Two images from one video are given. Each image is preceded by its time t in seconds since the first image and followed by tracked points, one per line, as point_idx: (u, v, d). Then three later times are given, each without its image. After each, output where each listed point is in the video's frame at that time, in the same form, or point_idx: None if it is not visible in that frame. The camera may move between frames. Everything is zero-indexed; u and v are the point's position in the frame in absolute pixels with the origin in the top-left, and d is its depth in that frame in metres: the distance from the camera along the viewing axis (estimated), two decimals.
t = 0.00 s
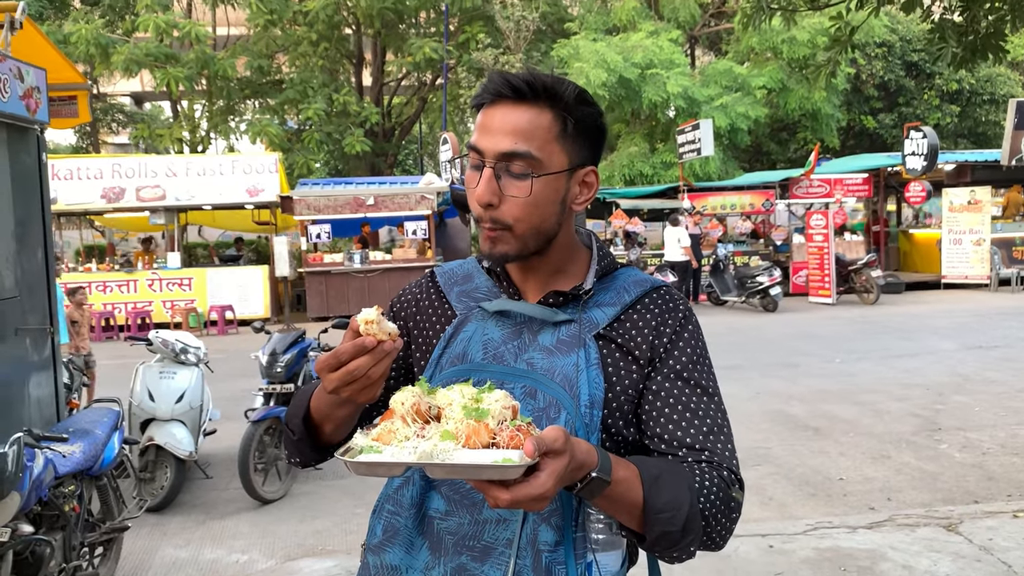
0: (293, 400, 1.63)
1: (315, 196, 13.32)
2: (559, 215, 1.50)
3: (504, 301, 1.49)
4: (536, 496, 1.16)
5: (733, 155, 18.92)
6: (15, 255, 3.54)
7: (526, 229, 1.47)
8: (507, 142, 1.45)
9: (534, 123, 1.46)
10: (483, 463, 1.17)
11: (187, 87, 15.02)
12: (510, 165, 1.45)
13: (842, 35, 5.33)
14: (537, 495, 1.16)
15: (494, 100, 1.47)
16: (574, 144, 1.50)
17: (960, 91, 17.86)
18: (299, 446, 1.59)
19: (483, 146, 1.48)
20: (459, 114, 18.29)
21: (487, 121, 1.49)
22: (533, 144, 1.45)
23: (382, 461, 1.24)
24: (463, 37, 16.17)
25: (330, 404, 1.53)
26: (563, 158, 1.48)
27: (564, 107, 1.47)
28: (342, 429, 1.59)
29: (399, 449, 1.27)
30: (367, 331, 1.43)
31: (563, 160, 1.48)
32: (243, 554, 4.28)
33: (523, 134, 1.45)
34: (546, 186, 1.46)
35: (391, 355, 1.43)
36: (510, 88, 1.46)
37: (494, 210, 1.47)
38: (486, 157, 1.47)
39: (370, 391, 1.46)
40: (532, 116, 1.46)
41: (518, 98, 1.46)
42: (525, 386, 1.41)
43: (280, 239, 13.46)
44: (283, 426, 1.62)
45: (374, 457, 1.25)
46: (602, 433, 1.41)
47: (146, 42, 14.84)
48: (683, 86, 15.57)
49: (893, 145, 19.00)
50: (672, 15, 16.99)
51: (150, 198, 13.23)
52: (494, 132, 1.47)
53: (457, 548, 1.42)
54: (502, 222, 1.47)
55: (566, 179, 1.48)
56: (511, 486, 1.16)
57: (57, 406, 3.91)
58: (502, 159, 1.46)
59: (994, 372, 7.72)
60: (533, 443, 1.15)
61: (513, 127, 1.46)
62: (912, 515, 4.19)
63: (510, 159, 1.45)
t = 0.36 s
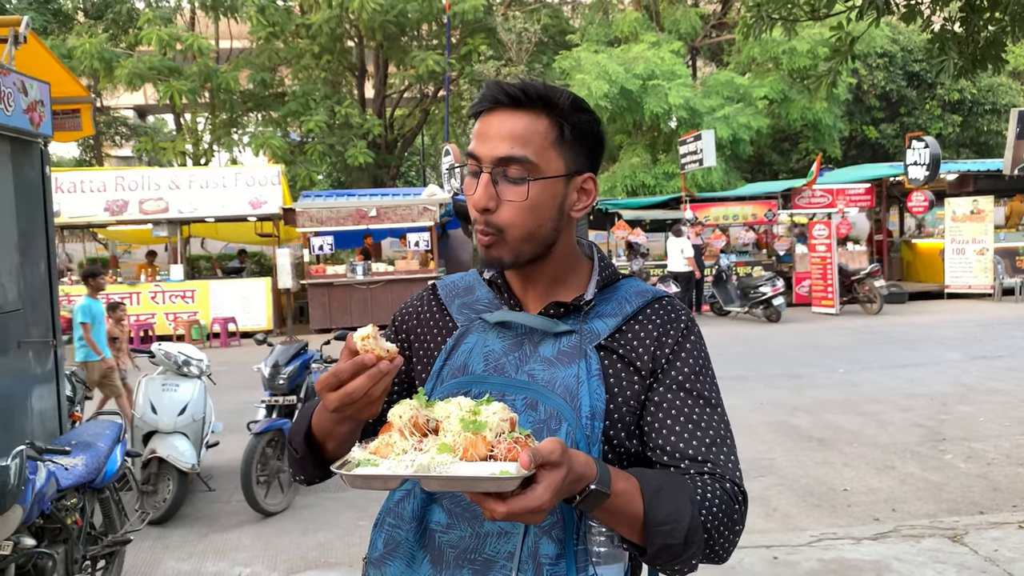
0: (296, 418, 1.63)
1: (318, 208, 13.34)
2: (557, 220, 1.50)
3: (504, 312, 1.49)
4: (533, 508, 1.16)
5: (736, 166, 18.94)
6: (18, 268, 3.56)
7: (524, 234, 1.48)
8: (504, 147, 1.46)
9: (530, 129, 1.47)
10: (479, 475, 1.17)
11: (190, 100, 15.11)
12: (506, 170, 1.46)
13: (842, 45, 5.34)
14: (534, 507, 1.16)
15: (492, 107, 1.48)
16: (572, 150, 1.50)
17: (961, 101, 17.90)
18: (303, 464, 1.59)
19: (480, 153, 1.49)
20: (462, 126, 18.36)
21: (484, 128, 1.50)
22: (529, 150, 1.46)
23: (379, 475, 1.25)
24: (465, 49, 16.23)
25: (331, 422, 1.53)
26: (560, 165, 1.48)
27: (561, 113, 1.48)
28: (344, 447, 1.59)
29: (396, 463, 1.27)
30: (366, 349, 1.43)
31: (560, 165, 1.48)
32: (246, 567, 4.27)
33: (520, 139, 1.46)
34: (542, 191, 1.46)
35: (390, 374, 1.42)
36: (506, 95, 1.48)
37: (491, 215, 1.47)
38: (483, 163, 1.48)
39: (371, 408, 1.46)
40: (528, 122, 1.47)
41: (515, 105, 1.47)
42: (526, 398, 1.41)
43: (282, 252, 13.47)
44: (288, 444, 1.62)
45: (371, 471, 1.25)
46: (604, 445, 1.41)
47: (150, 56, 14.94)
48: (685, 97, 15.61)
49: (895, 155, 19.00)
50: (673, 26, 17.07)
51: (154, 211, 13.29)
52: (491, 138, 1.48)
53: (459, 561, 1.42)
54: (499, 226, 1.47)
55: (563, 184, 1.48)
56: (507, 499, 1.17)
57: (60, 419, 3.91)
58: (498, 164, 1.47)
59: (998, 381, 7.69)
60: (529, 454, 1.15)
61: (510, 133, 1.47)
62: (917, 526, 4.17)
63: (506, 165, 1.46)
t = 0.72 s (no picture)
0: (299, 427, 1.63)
1: (321, 213, 13.35)
2: (556, 230, 1.50)
3: (506, 316, 1.50)
4: (527, 514, 1.18)
5: (739, 171, 18.95)
6: (24, 273, 3.57)
7: (523, 247, 1.48)
8: (499, 160, 1.46)
9: (525, 141, 1.47)
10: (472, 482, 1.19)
11: (194, 106, 15.17)
12: (502, 184, 1.47)
13: (845, 49, 5.34)
14: (529, 513, 1.18)
15: (487, 120, 1.48)
16: (569, 159, 1.50)
17: (965, 106, 17.91)
18: (307, 471, 1.59)
19: (477, 165, 1.49)
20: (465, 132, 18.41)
21: (480, 141, 1.50)
22: (525, 163, 1.46)
23: (373, 482, 1.26)
24: (468, 55, 16.25)
25: (334, 429, 1.54)
26: (557, 174, 1.48)
27: (557, 122, 1.48)
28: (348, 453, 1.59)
29: (393, 469, 1.29)
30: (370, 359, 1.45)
31: (557, 176, 1.48)
32: (250, 571, 4.27)
33: (515, 153, 1.46)
34: (539, 202, 1.47)
35: (394, 382, 1.44)
36: (500, 108, 1.48)
37: (489, 228, 1.48)
38: (479, 176, 1.49)
39: (375, 416, 1.48)
40: (522, 134, 1.47)
41: (510, 117, 1.47)
42: (527, 401, 1.42)
43: (286, 256, 13.49)
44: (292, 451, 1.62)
45: (369, 478, 1.27)
46: (605, 448, 1.42)
47: (154, 62, 14.99)
48: (688, 103, 15.63)
49: (899, 160, 18.98)
50: (675, 32, 17.12)
51: (157, 217, 13.31)
52: (487, 151, 1.48)
53: (461, 564, 1.42)
54: (497, 240, 1.48)
55: (560, 194, 1.49)
56: (501, 505, 1.18)
57: (64, 423, 3.91)
58: (494, 177, 1.47)
59: (1002, 386, 7.67)
60: (522, 460, 1.17)
61: (505, 145, 1.47)
62: (921, 531, 4.16)
63: (503, 177, 1.47)
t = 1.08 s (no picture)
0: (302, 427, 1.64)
1: (326, 212, 13.38)
2: (560, 228, 1.51)
3: (509, 314, 1.51)
4: (528, 513, 1.18)
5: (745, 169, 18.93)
6: (30, 273, 3.59)
7: (528, 245, 1.49)
8: (502, 160, 1.47)
9: (527, 140, 1.47)
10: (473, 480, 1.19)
11: (199, 105, 15.21)
12: (505, 183, 1.47)
13: (851, 47, 5.32)
14: (529, 511, 1.18)
15: (489, 120, 1.48)
16: (571, 156, 1.50)
17: (971, 103, 17.85)
18: (309, 470, 1.60)
19: (479, 166, 1.50)
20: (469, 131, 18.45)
21: (481, 141, 1.50)
22: (528, 161, 1.46)
23: (373, 479, 1.26)
24: (473, 54, 16.23)
25: (335, 431, 1.54)
26: (560, 172, 1.49)
27: (558, 121, 1.48)
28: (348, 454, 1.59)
29: (394, 466, 1.30)
30: (373, 368, 1.45)
31: (560, 173, 1.48)
32: (256, 570, 4.28)
33: (517, 152, 1.46)
34: (543, 201, 1.47)
35: (395, 390, 1.45)
36: (501, 108, 1.48)
37: (494, 227, 1.48)
38: (482, 176, 1.49)
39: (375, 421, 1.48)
40: (524, 133, 1.47)
41: (511, 116, 1.47)
42: (531, 400, 1.42)
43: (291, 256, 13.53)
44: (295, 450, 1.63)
45: (370, 476, 1.28)
46: (608, 447, 1.42)
47: (159, 62, 15.05)
48: (693, 101, 15.62)
49: (904, 158, 18.93)
50: (680, 30, 17.09)
51: (163, 216, 13.34)
52: (489, 150, 1.49)
53: (464, 562, 1.43)
54: (502, 239, 1.49)
55: (564, 192, 1.49)
56: (502, 504, 1.19)
57: (71, 422, 3.93)
58: (497, 176, 1.47)
59: (1009, 385, 7.65)
60: (523, 459, 1.17)
61: (507, 145, 1.47)
62: (927, 529, 4.15)
63: (506, 177, 1.47)
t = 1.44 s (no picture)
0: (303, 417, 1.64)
1: (329, 207, 13.40)
2: (558, 221, 1.51)
3: (508, 307, 1.51)
4: (527, 505, 1.18)
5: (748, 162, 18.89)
6: (34, 268, 3.60)
7: (527, 239, 1.48)
8: (499, 154, 1.46)
9: (524, 134, 1.47)
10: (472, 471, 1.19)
11: (201, 100, 15.22)
12: (503, 177, 1.46)
13: (854, 38, 5.29)
14: (529, 503, 1.18)
15: (485, 114, 1.48)
16: (568, 149, 1.50)
17: (975, 95, 17.78)
18: (306, 460, 1.60)
19: (476, 160, 1.49)
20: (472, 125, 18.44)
21: (478, 136, 1.50)
22: (525, 155, 1.46)
23: (374, 471, 1.27)
24: (475, 48, 16.18)
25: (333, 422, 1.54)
26: (557, 165, 1.49)
27: (554, 114, 1.48)
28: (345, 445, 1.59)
29: (394, 459, 1.31)
30: (373, 364, 1.46)
31: (557, 166, 1.49)
32: (261, 563, 4.30)
33: (514, 145, 1.46)
34: (541, 195, 1.47)
35: (394, 386, 1.45)
36: (497, 101, 1.47)
37: (492, 222, 1.48)
38: (480, 170, 1.48)
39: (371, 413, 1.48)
40: (521, 127, 1.46)
41: (507, 110, 1.46)
42: (529, 392, 1.42)
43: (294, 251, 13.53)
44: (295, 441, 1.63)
45: (369, 468, 1.28)
46: (607, 439, 1.42)
47: (162, 57, 15.05)
48: (696, 94, 15.57)
49: (908, 150, 18.88)
50: (683, 23, 17.01)
51: (166, 211, 13.38)
52: (486, 145, 1.48)
53: (463, 554, 1.43)
54: (500, 233, 1.48)
55: (562, 185, 1.49)
56: (502, 496, 1.19)
57: (75, 417, 3.94)
58: (495, 171, 1.47)
59: (1012, 377, 7.64)
60: (523, 451, 1.17)
61: (504, 139, 1.47)
62: (931, 522, 4.15)
63: (504, 172, 1.46)
